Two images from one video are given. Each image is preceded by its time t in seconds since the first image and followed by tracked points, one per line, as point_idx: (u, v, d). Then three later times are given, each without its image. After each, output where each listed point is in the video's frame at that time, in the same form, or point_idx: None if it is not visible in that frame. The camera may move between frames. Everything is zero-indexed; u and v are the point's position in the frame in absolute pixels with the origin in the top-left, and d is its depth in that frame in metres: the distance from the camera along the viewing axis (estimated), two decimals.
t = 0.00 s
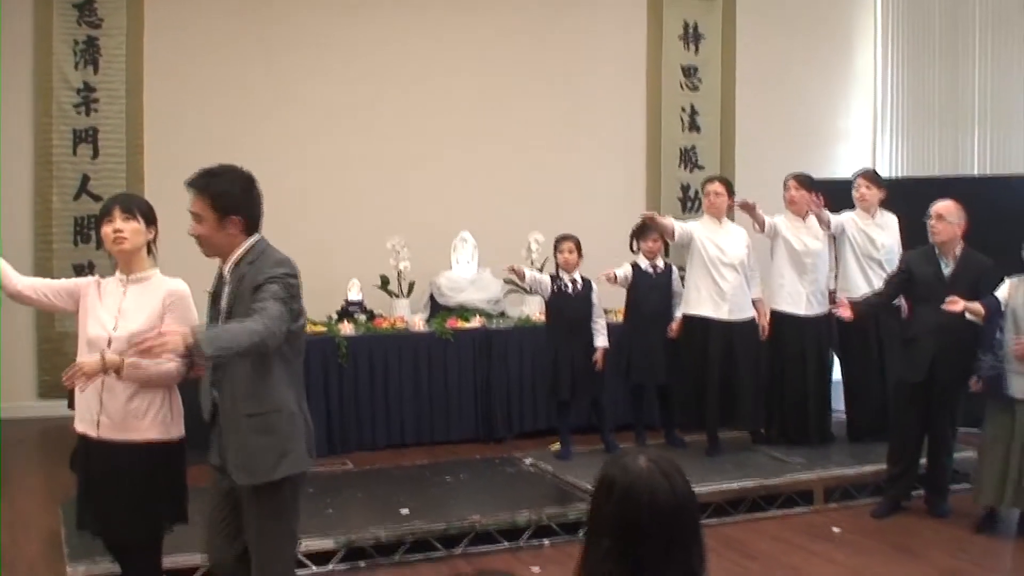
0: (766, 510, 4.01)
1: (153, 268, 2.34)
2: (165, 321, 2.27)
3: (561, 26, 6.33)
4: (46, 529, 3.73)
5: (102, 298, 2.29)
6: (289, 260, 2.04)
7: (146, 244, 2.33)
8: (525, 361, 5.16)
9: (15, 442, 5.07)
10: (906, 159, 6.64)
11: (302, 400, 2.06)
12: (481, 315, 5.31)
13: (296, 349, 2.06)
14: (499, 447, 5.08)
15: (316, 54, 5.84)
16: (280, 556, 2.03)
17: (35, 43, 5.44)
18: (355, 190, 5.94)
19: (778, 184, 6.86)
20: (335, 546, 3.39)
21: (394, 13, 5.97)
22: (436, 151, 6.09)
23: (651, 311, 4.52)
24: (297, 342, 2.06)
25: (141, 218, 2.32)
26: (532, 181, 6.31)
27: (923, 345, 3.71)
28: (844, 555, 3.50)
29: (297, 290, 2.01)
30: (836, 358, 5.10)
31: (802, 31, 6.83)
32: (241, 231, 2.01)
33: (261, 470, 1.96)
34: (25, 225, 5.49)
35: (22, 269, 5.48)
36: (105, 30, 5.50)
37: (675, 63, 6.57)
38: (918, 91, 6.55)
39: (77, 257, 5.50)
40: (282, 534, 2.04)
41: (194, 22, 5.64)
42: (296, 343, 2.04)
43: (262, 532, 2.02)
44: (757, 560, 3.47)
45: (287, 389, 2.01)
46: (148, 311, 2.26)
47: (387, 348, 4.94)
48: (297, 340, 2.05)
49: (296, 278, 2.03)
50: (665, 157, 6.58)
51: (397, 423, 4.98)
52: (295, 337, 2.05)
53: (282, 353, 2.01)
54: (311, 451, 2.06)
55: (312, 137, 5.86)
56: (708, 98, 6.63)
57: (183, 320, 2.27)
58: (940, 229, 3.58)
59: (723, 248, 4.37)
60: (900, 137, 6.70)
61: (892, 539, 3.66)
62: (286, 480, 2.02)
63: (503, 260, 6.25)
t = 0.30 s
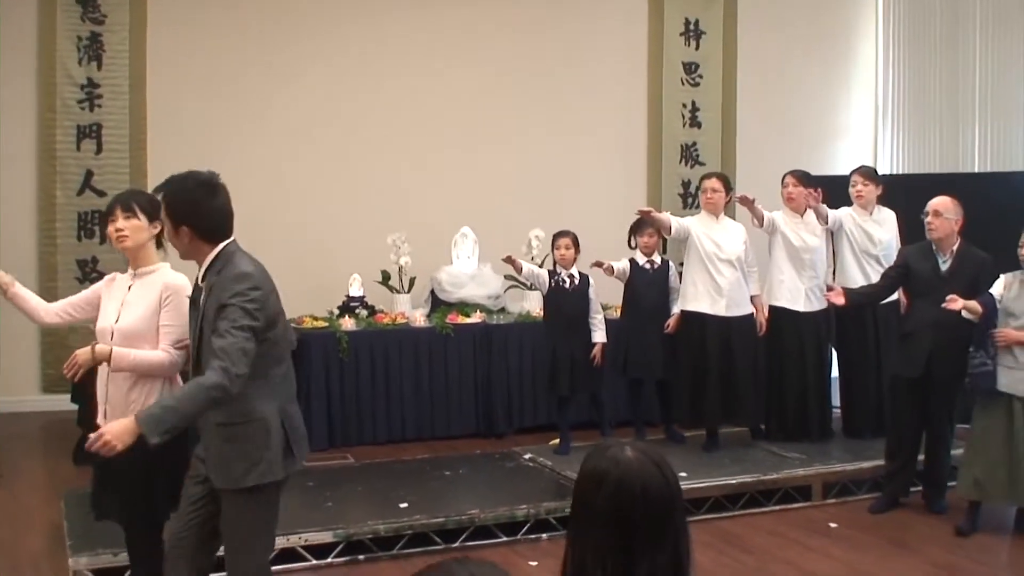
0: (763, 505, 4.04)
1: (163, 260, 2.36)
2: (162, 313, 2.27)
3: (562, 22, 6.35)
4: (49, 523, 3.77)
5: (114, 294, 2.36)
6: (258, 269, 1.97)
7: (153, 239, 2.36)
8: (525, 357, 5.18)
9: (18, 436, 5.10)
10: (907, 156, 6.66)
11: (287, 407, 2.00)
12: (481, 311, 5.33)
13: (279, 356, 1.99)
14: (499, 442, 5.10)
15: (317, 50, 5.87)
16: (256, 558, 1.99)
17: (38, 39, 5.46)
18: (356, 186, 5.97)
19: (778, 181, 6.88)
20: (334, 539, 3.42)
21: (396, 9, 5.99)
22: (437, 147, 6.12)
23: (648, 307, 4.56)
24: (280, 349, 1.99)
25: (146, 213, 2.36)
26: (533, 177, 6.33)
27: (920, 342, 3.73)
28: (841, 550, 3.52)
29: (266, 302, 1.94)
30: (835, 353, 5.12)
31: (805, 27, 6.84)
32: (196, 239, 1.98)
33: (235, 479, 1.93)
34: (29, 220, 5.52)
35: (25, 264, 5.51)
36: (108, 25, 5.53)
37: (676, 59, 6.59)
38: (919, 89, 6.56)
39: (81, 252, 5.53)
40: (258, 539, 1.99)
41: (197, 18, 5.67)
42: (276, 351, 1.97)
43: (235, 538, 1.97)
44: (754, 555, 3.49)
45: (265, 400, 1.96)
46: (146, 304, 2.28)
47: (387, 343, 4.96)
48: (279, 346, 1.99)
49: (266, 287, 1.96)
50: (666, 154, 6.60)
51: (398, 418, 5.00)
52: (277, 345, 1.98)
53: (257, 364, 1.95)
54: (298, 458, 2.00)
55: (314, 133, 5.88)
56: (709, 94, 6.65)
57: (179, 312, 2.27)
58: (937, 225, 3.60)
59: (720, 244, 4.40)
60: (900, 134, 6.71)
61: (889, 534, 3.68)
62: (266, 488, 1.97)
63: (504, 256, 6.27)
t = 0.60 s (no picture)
0: (758, 500, 4.07)
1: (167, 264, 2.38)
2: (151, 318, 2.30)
3: (556, 22, 6.37)
4: (50, 527, 3.80)
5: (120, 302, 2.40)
6: (188, 295, 2.02)
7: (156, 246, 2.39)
8: (523, 356, 5.22)
9: (19, 442, 5.13)
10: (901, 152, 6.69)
11: (243, 422, 2.07)
12: (479, 311, 5.36)
13: (230, 374, 2.06)
14: (497, 441, 5.15)
15: (312, 53, 5.89)
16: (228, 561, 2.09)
17: (34, 46, 5.49)
18: (353, 188, 6.00)
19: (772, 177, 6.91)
20: (332, 540, 3.45)
21: (391, 12, 6.02)
22: (433, 148, 6.14)
23: (642, 304, 4.56)
24: (228, 367, 2.05)
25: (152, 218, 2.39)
26: (529, 177, 6.36)
27: (910, 336, 3.76)
28: (836, 543, 3.55)
29: (192, 331, 2.00)
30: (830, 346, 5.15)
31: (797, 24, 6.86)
32: (141, 260, 2.12)
33: (192, 497, 2.04)
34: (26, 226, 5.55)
35: (23, 270, 5.53)
36: (104, 31, 5.55)
37: (670, 58, 6.61)
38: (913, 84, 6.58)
39: (78, 258, 5.56)
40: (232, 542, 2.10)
41: (191, 23, 5.69)
42: (219, 372, 2.04)
43: (206, 548, 2.07)
44: (749, 549, 3.52)
45: (216, 419, 2.05)
46: (138, 309, 2.31)
47: (385, 344, 4.98)
48: (225, 367, 2.05)
49: (193, 314, 2.01)
50: (661, 152, 6.62)
51: (396, 419, 5.03)
52: (222, 364, 2.05)
53: (203, 388, 2.05)
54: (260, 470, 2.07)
55: (310, 136, 5.91)
56: (703, 93, 6.67)
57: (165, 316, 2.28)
58: (926, 220, 3.62)
59: (713, 241, 4.44)
60: (893, 130, 6.75)
61: (884, 527, 3.71)
62: (233, 500, 2.06)
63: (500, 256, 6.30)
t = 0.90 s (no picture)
0: (714, 508, 4.10)
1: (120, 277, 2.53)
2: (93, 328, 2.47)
3: (515, 36, 6.41)
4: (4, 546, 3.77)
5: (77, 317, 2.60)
6: (69, 321, 2.12)
7: (113, 264, 2.40)
8: (481, 368, 5.23)
9: None
10: (854, 163, 6.78)
11: (133, 442, 2.19)
12: (438, 323, 5.38)
13: (119, 395, 2.17)
14: (457, 454, 5.14)
15: (273, 66, 5.89)
16: (144, 569, 2.21)
17: None
18: (310, 201, 5.99)
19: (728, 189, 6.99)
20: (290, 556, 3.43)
21: (347, 26, 6.02)
22: (391, 161, 6.15)
23: (599, 313, 4.60)
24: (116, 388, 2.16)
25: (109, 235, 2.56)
26: (487, 190, 6.39)
27: (857, 342, 3.85)
28: (793, 550, 3.58)
29: (68, 361, 2.10)
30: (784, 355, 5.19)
31: (751, 37, 6.94)
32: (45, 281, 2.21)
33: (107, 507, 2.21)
34: None
35: None
36: (62, 44, 5.53)
37: (627, 70, 6.66)
38: (867, 97, 6.67)
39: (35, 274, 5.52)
40: (146, 552, 2.22)
41: (147, 37, 5.66)
42: (105, 395, 2.16)
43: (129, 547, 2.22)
44: (705, 557, 3.54)
45: (109, 439, 2.19)
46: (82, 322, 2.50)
47: (344, 358, 4.98)
48: (107, 393, 2.16)
49: (73, 341, 2.11)
50: (618, 164, 6.65)
51: (356, 432, 5.02)
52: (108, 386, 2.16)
53: (93, 410, 2.18)
54: (152, 489, 2.19)
55: (267, 150, 5.90)
56: (659, 105, 6.73)
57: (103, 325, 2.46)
58: (874, 229, 3.69)
59: (669, 252, 4.48)
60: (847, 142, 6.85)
61: (838, 533, 3.75)
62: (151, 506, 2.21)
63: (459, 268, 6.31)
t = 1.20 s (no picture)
0: (684, 513, 4.11)
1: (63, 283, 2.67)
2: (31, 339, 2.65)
3: (499, 41, 6.45)
4: None
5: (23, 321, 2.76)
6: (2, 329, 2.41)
7: (62, 274, 2.57)
8: (452, 375, 5.23)
9: None
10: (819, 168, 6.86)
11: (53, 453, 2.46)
12: (407, 331, 5.37)
13: (43, 406, 2.44)
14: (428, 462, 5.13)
15: (258, 72, 5.86)
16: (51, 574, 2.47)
17: None
18: (280, 210, 5.94)
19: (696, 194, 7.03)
20: (258, 565, 3.42)
21: (317, 34, 5.98)
22: (361, 169, 6.12)
23: (570, 321, 4.58)
24: (43, 399, 2.43)
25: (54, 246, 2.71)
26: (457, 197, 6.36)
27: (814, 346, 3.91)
28: (762, 554, 3.59)
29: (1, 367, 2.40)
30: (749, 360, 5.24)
31: (719, 46, 7.00)
32: None
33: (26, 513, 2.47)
34: None
35: None
36: (44, 47, 5.38)
37: (594, 77, 6.64)
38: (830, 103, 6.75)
39: None
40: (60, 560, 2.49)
41: (113, 44, 5.55)
42: (29, 405, 2.43)
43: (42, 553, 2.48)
44: (675, 562, 3.55)
45: (34, 448, 2.46)
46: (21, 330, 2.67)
47: (314, 366, 4.96)
48: (33, 403, 2.43)
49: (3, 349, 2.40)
50: (587, 170, 6.64)
51: (326, 440, 5.01)
52: (36, 396, 2.43)
53: (20, 417, 2.45)
54: (66, 500, 2.45)
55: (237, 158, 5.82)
56: (627, 111, 6.71)
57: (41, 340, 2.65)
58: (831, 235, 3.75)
59: (638, 258, 4.50)
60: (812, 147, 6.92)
61: (806, 537, 3.76)
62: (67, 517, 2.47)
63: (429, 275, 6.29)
